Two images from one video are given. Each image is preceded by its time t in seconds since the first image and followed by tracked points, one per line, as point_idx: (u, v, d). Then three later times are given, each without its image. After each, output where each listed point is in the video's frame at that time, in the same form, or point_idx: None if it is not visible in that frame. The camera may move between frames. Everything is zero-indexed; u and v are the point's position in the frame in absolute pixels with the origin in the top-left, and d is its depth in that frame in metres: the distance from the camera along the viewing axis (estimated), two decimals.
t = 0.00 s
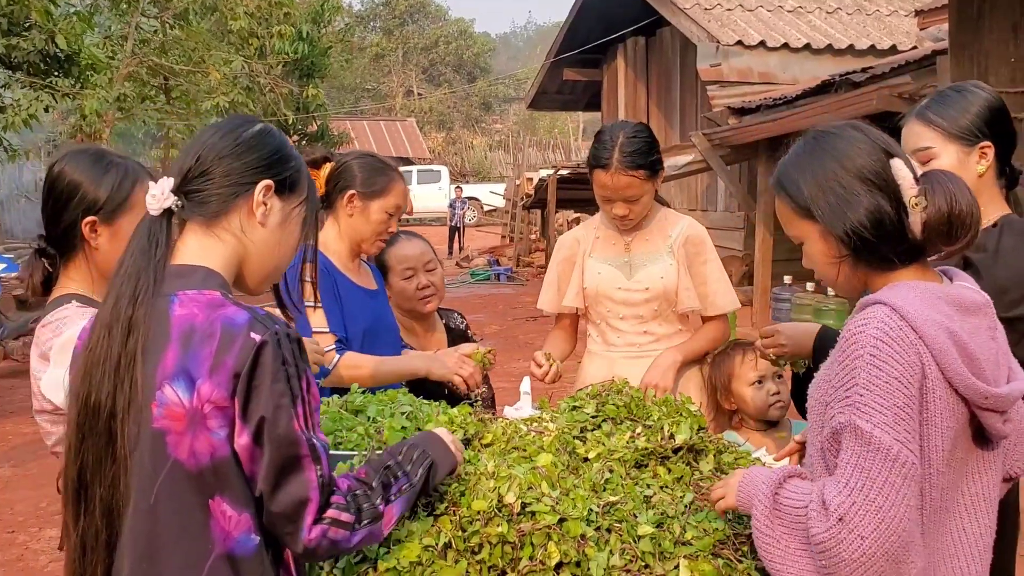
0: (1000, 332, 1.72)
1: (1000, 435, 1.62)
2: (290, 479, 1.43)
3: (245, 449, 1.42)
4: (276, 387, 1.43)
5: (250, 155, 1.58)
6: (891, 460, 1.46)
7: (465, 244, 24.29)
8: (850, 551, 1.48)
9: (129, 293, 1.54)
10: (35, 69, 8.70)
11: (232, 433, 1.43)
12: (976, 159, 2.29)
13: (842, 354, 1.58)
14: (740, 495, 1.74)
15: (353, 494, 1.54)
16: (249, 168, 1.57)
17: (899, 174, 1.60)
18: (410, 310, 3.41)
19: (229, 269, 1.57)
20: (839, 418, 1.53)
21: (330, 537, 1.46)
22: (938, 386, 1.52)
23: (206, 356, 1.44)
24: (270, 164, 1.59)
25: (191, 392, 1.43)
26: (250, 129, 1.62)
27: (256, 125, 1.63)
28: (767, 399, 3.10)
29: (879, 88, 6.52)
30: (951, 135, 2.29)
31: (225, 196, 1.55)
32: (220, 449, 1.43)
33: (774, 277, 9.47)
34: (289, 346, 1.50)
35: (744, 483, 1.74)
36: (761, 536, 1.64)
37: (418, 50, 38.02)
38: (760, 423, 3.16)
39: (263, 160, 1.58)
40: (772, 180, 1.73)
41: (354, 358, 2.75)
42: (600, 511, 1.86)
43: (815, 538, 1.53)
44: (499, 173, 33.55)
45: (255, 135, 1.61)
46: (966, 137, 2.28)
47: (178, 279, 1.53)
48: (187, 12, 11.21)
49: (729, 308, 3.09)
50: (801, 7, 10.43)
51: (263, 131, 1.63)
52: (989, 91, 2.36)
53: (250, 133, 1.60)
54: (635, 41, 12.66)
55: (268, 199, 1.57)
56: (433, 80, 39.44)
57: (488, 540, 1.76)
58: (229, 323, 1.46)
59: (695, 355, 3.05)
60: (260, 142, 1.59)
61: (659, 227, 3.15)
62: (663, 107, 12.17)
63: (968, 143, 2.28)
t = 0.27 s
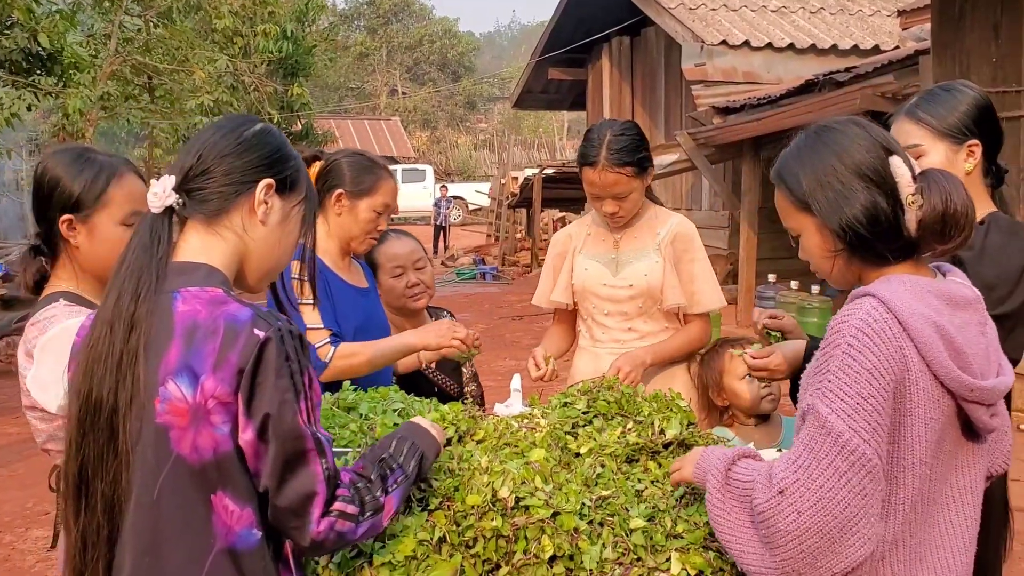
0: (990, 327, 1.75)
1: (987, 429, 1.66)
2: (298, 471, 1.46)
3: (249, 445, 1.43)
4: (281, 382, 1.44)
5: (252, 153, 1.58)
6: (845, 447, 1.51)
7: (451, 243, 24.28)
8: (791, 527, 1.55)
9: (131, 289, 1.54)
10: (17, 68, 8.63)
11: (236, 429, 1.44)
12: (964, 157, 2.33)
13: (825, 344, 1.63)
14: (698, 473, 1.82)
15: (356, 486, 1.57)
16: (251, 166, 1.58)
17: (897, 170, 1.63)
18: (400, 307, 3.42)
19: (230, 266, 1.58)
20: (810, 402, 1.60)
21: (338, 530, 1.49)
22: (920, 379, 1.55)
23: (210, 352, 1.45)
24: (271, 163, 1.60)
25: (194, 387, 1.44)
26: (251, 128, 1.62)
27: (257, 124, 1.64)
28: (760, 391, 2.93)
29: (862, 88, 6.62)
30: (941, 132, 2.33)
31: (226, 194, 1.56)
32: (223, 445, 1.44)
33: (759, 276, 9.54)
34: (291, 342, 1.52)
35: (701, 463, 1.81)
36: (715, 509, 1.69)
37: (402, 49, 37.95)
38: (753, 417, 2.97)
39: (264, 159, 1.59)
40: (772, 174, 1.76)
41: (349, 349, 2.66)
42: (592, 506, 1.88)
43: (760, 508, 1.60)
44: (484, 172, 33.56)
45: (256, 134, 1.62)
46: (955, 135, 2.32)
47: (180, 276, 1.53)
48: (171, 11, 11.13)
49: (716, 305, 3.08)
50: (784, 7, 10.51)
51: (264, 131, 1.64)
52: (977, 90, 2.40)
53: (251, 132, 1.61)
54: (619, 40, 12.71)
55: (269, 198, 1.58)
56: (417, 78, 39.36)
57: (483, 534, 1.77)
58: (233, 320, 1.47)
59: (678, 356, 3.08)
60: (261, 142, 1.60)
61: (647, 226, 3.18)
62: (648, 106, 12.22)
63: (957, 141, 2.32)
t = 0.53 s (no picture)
0: (976, 323, 1.78)
1: (970, 426, 1.68)
2: (321, 461, 1.50)
3: (258, 442, 1.46)
4: (290, 379, 1.47)
5: (251, 158, 1.60)
6: (791, 432, 1.59)
7: (440, 245, 24.27)
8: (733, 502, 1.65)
9: (130, 289, 1.53)
10: (4, 69, 8.57)
11: (241, 425, 1.47)
12: (949, 159, 2.36)
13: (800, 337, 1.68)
14: (650, 474, 1.93)
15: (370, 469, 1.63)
16: (249, 171, 1.59)
17: (890, 173, 1.65)
18: (391, 308, 3.43)
19: (227, 268, 1.59)
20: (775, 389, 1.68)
21: (366, 508, 1.55)
22: (891, 374, 1.59)
23: (212, 351, 1.46)
24: (268, 168, 1.61)
25: (196, 386, 1.46)
26: (249, 133, 1.64)
27: (254, 129, 1.65)
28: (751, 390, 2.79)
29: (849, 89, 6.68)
30: (924, 136, 2.37)
31: (224, 196, 1.57)
32: (226, 441, 1.47)
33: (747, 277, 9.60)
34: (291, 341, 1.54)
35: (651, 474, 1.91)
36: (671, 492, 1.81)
37: (390, 50, 37.91)
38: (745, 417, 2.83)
39: (262, 163, 1.61)
40: (769, 171, 1.78)
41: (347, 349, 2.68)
42: (584, 504, 1.90)
43: (713, 478, 1.70)
44: (473, 174, 33.57)
45: (253, 139, 1.63)
46: (939, 138, 2.35)
47: (178, 277, 1.54)
48: (159, 13, 11.05)
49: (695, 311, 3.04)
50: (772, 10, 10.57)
51: (261, 136, 1.65)
52: (963, 93, 2.43)
53: (249, 137, 1.63)
54: (608, 42, 12.74)
55: (267, 201, 1.59)
56: (406, 80, 39.30)
57: (475, 533, 1.79)
58: (234, 319, 1.48)
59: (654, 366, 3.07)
60: (259, 147, 1.62)
61: (636, 227, 3.18)
62: (637, 108, 12.27)
63: (942, 144, 2.35)
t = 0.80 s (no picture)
0: (961, 319, 1.81)
1: (954, 418, 1.71)
2: (306, 460, 1.51)
3: (250, 437, 1.48)
4: (282, 376, 1.48)
5: (243, 156, 1.61)
6: (783, 423, 1.61)
7: (431, 245, 24.26)
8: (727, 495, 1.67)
9: (126, 286, 1.55)
10: None
11: (235, 420, 1.48)
12: (928, 158, 2.39)
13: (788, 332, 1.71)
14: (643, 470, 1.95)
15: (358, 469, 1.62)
16: (242, 169, 1.60)
17: (877, 170, 1.67)
18: (380, 307, 3.44)
19: (222, 265, 1.60)
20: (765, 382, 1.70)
21: (345, 511, 1.55)
22: (877, 365, 1.62)
23: (208, 346, 1.47)
24: (261, 166, 1.63)
25: (192, 380, 1.47)
26: (241, 133, 1.65)
27: (247, 128, 1.66)
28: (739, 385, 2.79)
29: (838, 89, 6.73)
30: (904, 134, 2.39)
31: (218, 194, 1.58)
32: (221, 435, 1.48)
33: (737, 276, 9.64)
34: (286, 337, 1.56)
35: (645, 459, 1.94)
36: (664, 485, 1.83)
37: (381, 51, 37.87)
38: (734, 414, 2.84)
39: (255, 162, 1.62)
40: (761, 167, 1.81)
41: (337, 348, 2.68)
42: (575, 499, 1.92)
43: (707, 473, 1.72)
44: (465, 174, 33.56)
45: (246, 138, 1.64)
46: (918, 136, 2.38)
47: (173, 274, 1.55)
48: (149, 13, 10.95)
49: (691, 305, 3.05)
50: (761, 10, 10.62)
51: (254, 135, 1.66)
52: (942, 91, 2.46)
53: (242, 136, 1.64)
54: (599, 42, 12.77)
55: (260, 200, 1.61)
56: (397, 80, 39.26)
57: (466, 528, 1.80)
58: (229, 315, 1.50)
59: (649, 356, 3.10)
60: (252, 145, 1.63)
61: (626, 225, 3.19)
62: (627, 108, 12.30)
63: (921, 142, 2.38)
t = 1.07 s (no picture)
0: (946, 315, 1.82)
1: (941, 409, 1.73)
2: (289, 456, 1.50)
3: (237, 433, 1.48)
4: (269, 372, 1.48)
5: (232, 154, 1.61)
6: (803, 422, 1.60)
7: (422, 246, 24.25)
8: (751, 499, 1.65)
9: (114, 284, 1.55)
10: None
11: (222, 417, 1.48)
12: (905, 154, 2.41)
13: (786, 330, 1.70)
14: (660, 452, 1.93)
15: (347, 468, 1.62)
16: (231, 167, 1.61)
17: (864, 167, 1.69)
18: (370, 306, 3.43)
19: (212, 263, 1.60)
20: (771, 380, 1.68)
21: (328, 510, 1.54)
22: (877, 359, 1.63)
23: (196, 343, 1.48)
24: (250, 164, 1.63)
25: (180, 376, 1.47)
26: (229, 131, 1.65)
27: (234, 126, 1.66)
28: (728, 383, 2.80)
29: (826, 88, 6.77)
30: (879, 131, 2.41)
31: (208, 192, 1.58)
32: (209, 432, 1.48)
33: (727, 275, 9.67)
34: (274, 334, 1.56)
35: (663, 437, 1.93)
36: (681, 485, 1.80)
37: (371, 51, 37.83)
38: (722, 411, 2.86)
39: (243, 160, 1.62)
40: (749, 164, 1.82)
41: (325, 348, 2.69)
42: (563, 495, 1.93)
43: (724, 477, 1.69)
44: (455, 175, 33.55)
45: (234, 136, 1.64)
46: (894, 133, 2.40)
47: (162, 272, 1.55)
48: (138, 14, 10.95)
49: (679, 302, 3.05)
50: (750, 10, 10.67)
51: (242, 133, 1.66)
52: (918, 90, 2.48)
53: (230, 134, 1.64)
54: (588, 42, 12.80)
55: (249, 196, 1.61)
56: (387, 81, 39.23)
57: (456, 524, 1.81)
58: (217, 312, 1.50)
59: (643, 346, 3.11)
60: (241, 143, 1.63)
61: (614, 223, 3.20)
62: (617, 108, 12.33)
63: (896, 139, 2.40)
